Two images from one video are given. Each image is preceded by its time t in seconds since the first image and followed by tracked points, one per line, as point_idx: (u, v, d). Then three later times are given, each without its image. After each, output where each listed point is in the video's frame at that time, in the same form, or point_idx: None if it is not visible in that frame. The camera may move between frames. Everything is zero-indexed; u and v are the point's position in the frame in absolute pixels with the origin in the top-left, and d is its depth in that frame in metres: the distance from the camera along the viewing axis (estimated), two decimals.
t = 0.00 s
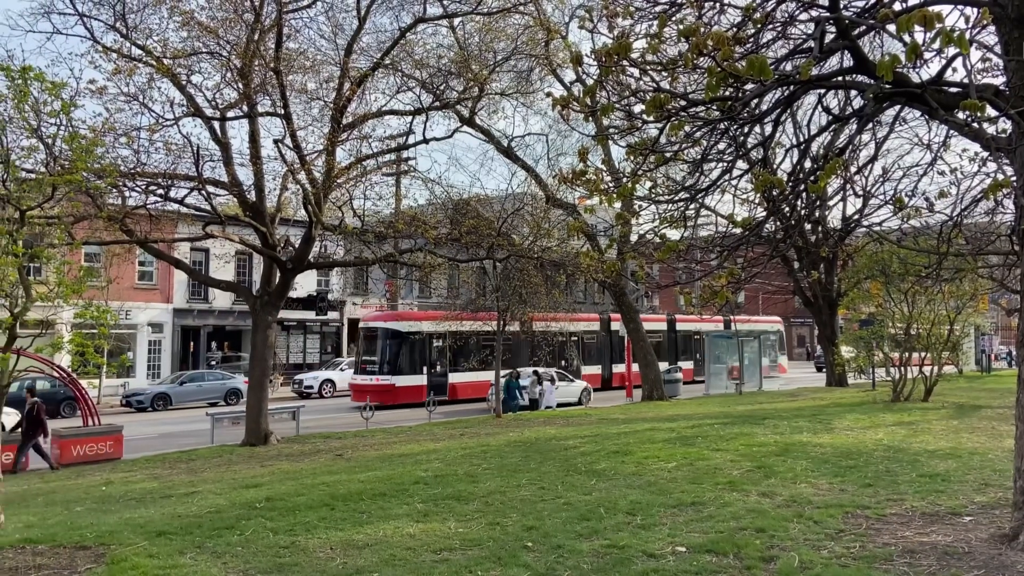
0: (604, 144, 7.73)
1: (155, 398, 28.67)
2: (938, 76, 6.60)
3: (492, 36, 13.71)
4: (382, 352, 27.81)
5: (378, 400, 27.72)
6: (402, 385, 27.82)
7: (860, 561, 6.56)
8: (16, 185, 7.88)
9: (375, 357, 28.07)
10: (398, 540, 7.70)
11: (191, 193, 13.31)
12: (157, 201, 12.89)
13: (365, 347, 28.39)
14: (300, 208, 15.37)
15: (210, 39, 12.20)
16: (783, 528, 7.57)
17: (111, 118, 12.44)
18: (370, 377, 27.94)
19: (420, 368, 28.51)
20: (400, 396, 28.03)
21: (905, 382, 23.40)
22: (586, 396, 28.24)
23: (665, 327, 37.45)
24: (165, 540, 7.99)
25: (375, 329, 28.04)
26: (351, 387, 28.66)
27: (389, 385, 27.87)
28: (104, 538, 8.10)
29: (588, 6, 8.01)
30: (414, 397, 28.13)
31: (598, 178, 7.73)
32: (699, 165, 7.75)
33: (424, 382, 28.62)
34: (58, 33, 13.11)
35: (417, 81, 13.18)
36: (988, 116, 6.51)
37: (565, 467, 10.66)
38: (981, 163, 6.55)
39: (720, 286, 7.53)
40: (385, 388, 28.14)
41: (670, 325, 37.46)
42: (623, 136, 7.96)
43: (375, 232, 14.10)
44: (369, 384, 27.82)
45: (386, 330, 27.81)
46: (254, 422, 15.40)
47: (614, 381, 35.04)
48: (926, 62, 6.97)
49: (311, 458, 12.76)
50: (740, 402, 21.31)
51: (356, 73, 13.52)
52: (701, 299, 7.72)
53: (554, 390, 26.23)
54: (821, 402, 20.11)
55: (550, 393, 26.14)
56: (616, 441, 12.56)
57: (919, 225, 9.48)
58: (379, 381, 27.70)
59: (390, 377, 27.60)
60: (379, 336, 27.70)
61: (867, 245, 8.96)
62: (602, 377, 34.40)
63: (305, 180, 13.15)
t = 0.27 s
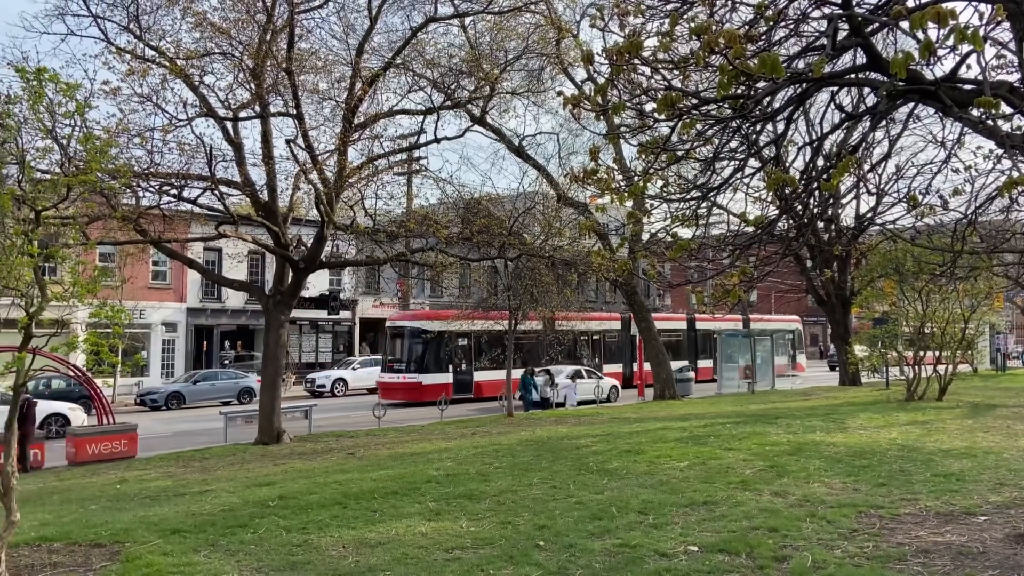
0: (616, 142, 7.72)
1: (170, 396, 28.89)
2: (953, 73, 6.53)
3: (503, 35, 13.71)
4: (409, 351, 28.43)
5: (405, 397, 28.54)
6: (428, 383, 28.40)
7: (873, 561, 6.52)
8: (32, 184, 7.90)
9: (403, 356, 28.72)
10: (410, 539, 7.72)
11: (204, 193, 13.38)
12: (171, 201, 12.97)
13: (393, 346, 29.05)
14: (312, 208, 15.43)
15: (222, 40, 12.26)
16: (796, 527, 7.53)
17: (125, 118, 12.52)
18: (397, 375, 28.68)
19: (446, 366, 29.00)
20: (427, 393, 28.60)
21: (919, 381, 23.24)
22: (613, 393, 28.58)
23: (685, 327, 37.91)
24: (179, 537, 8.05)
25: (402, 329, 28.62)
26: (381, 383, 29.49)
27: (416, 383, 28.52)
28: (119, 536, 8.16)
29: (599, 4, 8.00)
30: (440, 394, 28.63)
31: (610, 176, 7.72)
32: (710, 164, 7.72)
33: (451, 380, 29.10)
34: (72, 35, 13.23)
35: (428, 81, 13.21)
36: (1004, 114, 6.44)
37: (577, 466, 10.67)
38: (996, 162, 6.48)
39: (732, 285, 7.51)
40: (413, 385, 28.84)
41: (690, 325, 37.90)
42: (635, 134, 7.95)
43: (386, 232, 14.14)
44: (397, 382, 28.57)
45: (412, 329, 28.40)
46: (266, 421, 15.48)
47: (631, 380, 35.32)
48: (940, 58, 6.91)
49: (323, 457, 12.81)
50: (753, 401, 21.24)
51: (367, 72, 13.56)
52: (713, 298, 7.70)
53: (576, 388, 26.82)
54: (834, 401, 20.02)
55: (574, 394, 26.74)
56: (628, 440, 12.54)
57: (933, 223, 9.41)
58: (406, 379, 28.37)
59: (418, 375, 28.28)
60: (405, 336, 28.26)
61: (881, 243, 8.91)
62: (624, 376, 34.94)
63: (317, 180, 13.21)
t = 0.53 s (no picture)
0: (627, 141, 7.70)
1: (183, 395, 29.08)
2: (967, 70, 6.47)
3: (514, 34, 13.71)
4: (433, 350, 28.75)
5: (428, 395, 28.86)
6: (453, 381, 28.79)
7: (887, 561, 6.48)
8: (47, 185, 7.95)
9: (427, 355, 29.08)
10: (422, 538, 7.74)
11: (216, 193, 13.45)
12: (184, 201, 13.04)
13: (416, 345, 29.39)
14: (324, 207, 15.48)
15: (234, 40, 12.31)
16: (809, 527, 7.50)
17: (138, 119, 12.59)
18: (421, 373, 29.04)
19: (469, 364, 29.34)
20: (451, 392, 28.99)
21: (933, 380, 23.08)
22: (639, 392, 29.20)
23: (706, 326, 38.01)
24: (192, 535, 8.10)
25: (425, 328, 28.99)
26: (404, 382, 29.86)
27: (440, 381, 28.90)
28: (133, 534, 8.22)
29: (610, 3, 7.99)
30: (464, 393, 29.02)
31: (621, 175, 7.70)
32: (722, 163, 7.69)
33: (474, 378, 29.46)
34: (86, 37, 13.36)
35: (439, 80, 13.22)
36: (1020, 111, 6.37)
37: (588, 465, 10.66)
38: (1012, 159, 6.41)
39: (745, 283, 7.47)
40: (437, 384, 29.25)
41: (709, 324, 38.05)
42: (646, 133, 7.92)
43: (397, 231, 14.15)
44: (421, 380, 28.94)
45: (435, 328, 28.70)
46: (279, 420, 15.55)
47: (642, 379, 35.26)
48: (953, 56, 6.87)
49: (336, 455, 12.85)
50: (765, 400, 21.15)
51: (378, 72, 13.58)
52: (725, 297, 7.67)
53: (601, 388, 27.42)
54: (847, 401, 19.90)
55: (595, 395, 27.70)
56: (640, 439, 12.52)
57: (948, 221, 9.35)
58: (431, 377, 28.75)
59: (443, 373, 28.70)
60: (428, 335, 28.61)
61: (895, 242, 8.86)
62: (643, 375, 35.20)
63: (328, 180, 13.25)
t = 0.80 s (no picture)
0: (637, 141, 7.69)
1: (194, 394, 29.21)
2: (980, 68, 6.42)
3: (523, 33, 13.71)
4: (452, 349, 28.99)
5: (448, 395, 28.94)
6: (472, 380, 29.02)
7: (899, 561, 6.45)
8: (60, 185, 8.00)
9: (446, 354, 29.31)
10: (432, 537, 7.75)
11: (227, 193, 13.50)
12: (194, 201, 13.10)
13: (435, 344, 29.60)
14: (334, 207, 15.53)
15: (245, 41, 12.36)
16: (820, 527, 7.47)
17: (149, 120, 12.65)
18: (440, 372, 29.21)
19: (488, 363, 29.62)
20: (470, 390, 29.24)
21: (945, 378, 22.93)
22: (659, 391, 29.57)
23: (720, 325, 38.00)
24: (204, 534, 8.13)
25: (444, 328, 29.22)
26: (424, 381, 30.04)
27: (460, 380, 29.14)
28: (145, 533, 8.26)
29: (620, 2, 7.98)
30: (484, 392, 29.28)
31: (630, 174, 7.68)
32: (732, 161, 7.66)
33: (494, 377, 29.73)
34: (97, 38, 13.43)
35: (448, 79, 13.23)
36: None
37: (598, 465, 10.65)
38: None
39: (754, 282, 7.45)
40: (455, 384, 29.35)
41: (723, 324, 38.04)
42: (656, 132, 7.90)
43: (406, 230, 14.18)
44: (441, 379, 29.11)
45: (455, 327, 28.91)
46: (289, 419, 15.61)
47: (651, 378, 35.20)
48: (966, 54, 6.82)
49: (346, 454, 12.89)
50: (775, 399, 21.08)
51: (388, 72, 13.61)
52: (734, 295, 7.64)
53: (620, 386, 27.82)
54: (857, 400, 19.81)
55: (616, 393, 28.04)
56: (650, 438, 12.49)
57: (960, 219, 9.30)
58: (451, 377, 28.99)
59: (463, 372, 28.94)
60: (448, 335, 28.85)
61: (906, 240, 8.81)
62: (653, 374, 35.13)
63: (338, 180, 13.29)
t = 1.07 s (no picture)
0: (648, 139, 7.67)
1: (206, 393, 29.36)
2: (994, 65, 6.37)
3: (534, 32, 13.70)
4: (472, 349, 29.26)
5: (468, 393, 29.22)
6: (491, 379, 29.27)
7: (913, 561, 6.42)
8: (74, 186, 8.06)
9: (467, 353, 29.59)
10: (443, 535, 7.76)
11: (238, 193, 13.56)
12: (206, 201, 13.17)
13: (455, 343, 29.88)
14: (345, 207, 15.58)
15: (256, 41, 12.42)
16: (833, 527, 7.44)
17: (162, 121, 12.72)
18: (461, 370, 29.52)
19: (505, 362, 29.83)
20: (490, 389, 29.45)
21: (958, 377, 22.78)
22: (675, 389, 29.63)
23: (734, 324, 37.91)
24: (217, 533, 8.18)
25: (463, 328, 29.48)
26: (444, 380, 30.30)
27: (480, 379, 29.38)
28: (159, 531, 8.32)
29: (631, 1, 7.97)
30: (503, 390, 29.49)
31: (641, 173, 7.66)
32: (744, 160, 7.63)
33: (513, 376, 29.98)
34: (110, 40, 13.52)
35: (459, 79, 13.24)
36: None
37: (610, 464, 10.64)
38: None
39: (767, 280, 7.42)
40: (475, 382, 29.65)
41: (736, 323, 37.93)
42: (667, 130, 7.88)
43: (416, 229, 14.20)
44: (461, 378, 29.39)
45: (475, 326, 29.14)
46: (301, 417, 15.66)
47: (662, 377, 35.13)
48: (980, 51, 6.77)
49: (357, 453, 12.93)
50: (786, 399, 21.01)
51: (399, 72, 13.63)
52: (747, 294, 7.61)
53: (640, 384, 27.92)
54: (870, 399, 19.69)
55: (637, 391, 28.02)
56: (662, 437, 12.46)
57: (974, 217, 9.24)
58: (470, 375, 29.24)
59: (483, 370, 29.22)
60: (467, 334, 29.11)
61: (920, 238, 8.75)
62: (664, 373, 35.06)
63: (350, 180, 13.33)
